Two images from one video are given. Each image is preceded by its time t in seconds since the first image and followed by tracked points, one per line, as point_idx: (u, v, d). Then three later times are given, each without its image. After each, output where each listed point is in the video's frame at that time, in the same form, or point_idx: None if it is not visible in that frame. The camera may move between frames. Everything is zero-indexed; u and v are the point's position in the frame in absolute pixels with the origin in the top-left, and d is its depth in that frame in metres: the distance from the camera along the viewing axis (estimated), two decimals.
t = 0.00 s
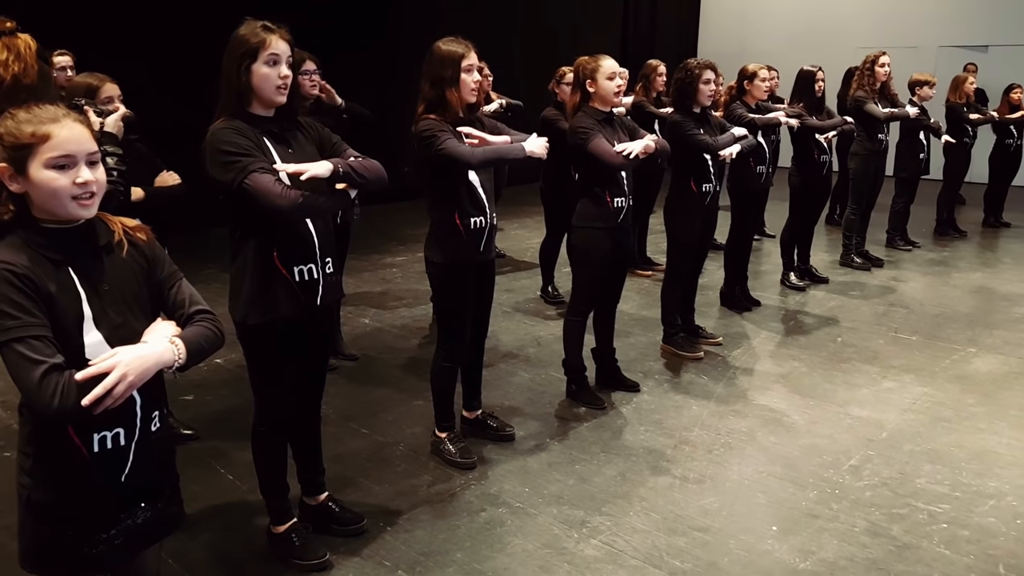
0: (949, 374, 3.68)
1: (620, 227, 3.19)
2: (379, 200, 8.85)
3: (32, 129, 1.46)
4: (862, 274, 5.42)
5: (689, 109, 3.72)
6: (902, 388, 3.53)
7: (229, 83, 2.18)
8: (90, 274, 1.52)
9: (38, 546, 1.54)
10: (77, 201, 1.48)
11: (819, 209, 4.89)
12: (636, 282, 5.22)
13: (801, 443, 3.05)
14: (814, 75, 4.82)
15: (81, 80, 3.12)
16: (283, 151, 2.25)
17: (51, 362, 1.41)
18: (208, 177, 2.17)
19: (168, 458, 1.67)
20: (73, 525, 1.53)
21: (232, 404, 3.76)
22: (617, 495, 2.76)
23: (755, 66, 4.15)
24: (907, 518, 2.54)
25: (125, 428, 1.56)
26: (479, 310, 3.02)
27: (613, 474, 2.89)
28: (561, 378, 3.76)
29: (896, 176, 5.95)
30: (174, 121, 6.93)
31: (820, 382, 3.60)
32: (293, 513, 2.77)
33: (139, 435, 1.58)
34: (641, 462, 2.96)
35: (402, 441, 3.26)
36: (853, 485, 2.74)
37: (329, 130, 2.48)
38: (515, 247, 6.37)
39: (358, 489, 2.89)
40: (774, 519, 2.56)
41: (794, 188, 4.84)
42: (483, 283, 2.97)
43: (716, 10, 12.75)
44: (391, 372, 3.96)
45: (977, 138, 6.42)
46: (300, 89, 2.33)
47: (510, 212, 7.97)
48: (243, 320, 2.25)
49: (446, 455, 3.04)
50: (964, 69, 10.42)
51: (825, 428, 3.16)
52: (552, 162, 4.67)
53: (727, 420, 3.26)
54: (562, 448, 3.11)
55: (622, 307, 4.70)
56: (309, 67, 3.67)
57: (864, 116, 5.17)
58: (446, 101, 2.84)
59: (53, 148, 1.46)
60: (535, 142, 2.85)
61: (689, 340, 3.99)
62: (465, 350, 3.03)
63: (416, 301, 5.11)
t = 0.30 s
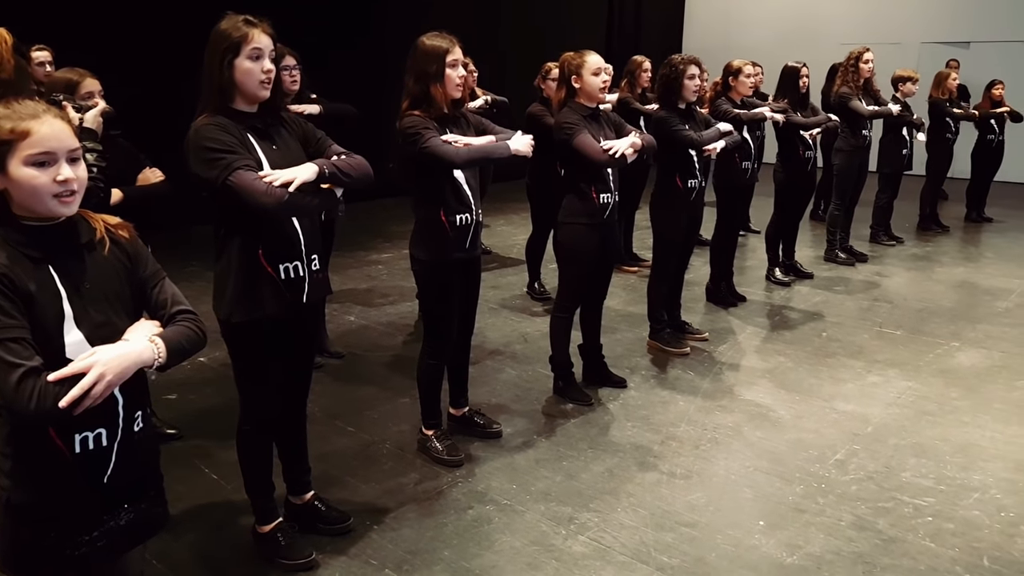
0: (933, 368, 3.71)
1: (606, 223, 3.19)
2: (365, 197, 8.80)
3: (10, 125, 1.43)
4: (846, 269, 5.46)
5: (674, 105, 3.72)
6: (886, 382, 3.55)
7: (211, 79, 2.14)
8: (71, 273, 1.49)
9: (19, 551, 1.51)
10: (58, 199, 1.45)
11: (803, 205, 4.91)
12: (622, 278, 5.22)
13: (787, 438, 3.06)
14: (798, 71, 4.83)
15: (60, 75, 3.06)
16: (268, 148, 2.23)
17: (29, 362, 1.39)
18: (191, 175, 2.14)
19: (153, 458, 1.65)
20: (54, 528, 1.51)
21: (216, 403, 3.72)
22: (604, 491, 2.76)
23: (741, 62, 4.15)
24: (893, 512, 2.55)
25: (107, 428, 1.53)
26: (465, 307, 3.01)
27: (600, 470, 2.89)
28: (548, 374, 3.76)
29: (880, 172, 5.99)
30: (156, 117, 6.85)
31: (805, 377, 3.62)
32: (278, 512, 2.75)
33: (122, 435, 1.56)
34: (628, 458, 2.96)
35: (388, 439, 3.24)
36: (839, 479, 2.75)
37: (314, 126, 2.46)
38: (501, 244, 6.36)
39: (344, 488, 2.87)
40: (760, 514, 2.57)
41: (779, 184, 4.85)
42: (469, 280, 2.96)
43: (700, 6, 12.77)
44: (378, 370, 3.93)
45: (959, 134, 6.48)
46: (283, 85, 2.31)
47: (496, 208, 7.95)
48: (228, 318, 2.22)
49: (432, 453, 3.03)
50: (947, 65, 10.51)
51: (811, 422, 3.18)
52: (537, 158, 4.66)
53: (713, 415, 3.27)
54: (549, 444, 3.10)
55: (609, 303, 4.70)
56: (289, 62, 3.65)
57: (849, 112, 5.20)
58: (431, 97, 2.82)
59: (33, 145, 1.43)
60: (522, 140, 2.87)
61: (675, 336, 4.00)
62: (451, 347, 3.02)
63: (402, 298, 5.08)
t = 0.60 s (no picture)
0: (917, 362, 3.74)
1: (592, 219, 3.18)
2: (349, 194, 8.76)
3: None
4: (830, 264, 5.49)
5: (659, 101, 3.71)
6: (871, 376, 3.58)
7: (193, 75, 2.12)
8: (51, 273, 1.47)
9: None
10: (38, 195, 1.42)
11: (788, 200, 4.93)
12: (608, 274, 5.22)
13: (773, 433, 3.07)
14: (782, 66, 4.84)
15: (40, 72, 3.02)
16: (252, 145, 2.21)
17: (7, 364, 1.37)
18: (175, 172, 2.11)
19: (135, 460, 1.63)
20: (33, 531, 1.47)
21: (200, 402, 3.69)
22: (591, 487, 2.76)
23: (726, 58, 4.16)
24: (878, 505, 2.57)
25: (88, 428, 1.52)
26: (451, 303, 3.00)
27: (587, 466, 2.89)
28: (535, 371, 3.75)
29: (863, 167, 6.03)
30: (137, 114, 6.78)
31: (791, 372, 3.63)
32: (263, 512, 2.73)
33: (103, 436, 1.54)
34: (615, 454, 2.96)
35: (374, 437, 3.22)
36: (824, 473, 2.77)
37: (297, 123, 2.43)
38: (487, 240, 6.35)
39: (330, 486, 2.85)
40: (746, 508, 2.58)
41: (763, 180, 4.87)
42: (455, 278, 2.95)
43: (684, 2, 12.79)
44: (364, 367, 3.91)
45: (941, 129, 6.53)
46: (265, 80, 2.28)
47: (482, 205, 7.94)
48: (212, 318, 2.19)
49: (419, 450, 3.02)
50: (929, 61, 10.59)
51: (796, 417, 3.20)
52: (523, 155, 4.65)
53: (700, 410, 3.28)
54: (536, 441, 3.10)
55: (595, 299, 4.70)
56: (271, 58, 3.62)
57: (833, 108, 5.23)
58: (416, 93, 2.81)
59: (10, 141, 1.41)
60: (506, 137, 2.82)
61: (661, 332, 4.01)
62: (437, 344, 3.00)
63: (388, 295, 5.06)
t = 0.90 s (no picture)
0: (900, 358, 3.76)
1: (577, 217, 3.17)
2: (334, 192, 8.71)
3: None
4: (814, 261, 5.52)
5: (641, 99, 3.70)
6: (854, 372, 3.59)
7: (174, 73, 2.09)
8: (26, 274, 1.44)
9: None
10: (13, 195, 1.39)
11: (772, 197, 4.94)
12: (593, 272, 5.22)
13: (758, 429, 3.08)
14: (765, 64, 4.84)
15: (20, 70, 2.98)
16: (234, 143, 2.18)
17: None
18: (156, 170, 2.08)
19: (115, 461, 1.60)
20: (10, 536, 1.44)
21: (183, 402, 3.65)
22: (577, 485, 2.75)
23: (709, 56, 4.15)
24: (862, 500, 2.58)
25: (67, 430, 1.49)
26: (436, 302, 2.98)
27: (573, 464, 2.89)
28: (520, 369, 3.74)
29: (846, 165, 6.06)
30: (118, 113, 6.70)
31: (775, 368, 3.65)
32: (247, 513, 2.70)
33: (82, 438, 1.52)
34: (601, 452, 2.96)
35: (359, 437, 3.20)
36: (809, 469, 2.77)
37: (280, 121, 2.41)
38: (472, 238, 6.33)
39: (314, 487, 2.83)
40: (732, 505, 2.58)
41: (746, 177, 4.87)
42: (440, 276, 2.94)
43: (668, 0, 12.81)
44: (348, 367, 3.89)
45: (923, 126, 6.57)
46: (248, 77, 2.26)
47: (467, 203, 7.92)
48: (194, 317, 2.17)
49: (404, 450, 3.00)
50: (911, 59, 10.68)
51: (781, 413, 3.20)
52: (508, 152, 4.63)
53: (685, 407, 3.28)
54: (521, 439, 3.09)
55: (580, 296, 4.70)
56: (253, 56, 3.59)
57: (816, 104, 5.25)
58: (400, 92, 2.79)
59: None
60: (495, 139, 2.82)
61: (646, 329, 4.01)
62: (422, 343, 2.99)
63: (373, 293, 5.03)
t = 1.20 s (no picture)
0: (883, 356, 3.78)
1: (561, 217, 3.17)
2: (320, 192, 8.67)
3: None
4: (798, 260, 5.53)
5: (624, 99, 3.69)
6: (838, 370, 3.60)
7: (155, 74, 2.06)
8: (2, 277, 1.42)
9: None
10: None
11: (756, 196, 4.95)
12: (579, 272, 5.21)
13: (742, 428, 3.08)
14: (749, 65, 4.84)
15: None
16: (217, 144, 2.16)
17: None
18: (138, 171, 2.06)
19: (93, 465, 1.58)
20: None
21: (165, 404, 3.61)
22: (561, 486, 2.74)
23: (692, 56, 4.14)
24: (845, 499, 2.59)
25: (44, 434, 1.46)
26: (419, 302, 2.97)
27: (557, 464, 2.88)
28: (505, 369, 3.73)
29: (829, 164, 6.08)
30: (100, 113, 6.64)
31: (759, 367, 3.65)
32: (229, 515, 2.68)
33: (60, 441, 1.49)
34: (585, 452, 2.95)
35: (343, 438, 3.18)
36: (792, 468, 2.78)
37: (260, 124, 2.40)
38: (457, 239, 6.31)
39: (297, 489, 2.81)
40: (715, 504, 2.58)
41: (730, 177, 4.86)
42: (424, 277, 2.92)
43: (653, 1, 12.83)
44: (332, 368, 3.86)
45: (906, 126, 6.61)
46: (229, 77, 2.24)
47: (452, 203, 7.90)
48: (175, 318, 2.15)
49: (388, 452, 2.98)
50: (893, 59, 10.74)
51: (765, 412, 3.21)
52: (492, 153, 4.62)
53: (669, 406, 3.28)
54: (505, 439, 3.08)
55: (565, 296, 4.69)
56: (236, 57, 3.56)
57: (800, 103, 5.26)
58: (383, 92, 2.77)
59: None
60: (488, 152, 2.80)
61: (631, 329, 4.00)
62: (406, 344, 2.97)
63: (357, 294, 5.01)
